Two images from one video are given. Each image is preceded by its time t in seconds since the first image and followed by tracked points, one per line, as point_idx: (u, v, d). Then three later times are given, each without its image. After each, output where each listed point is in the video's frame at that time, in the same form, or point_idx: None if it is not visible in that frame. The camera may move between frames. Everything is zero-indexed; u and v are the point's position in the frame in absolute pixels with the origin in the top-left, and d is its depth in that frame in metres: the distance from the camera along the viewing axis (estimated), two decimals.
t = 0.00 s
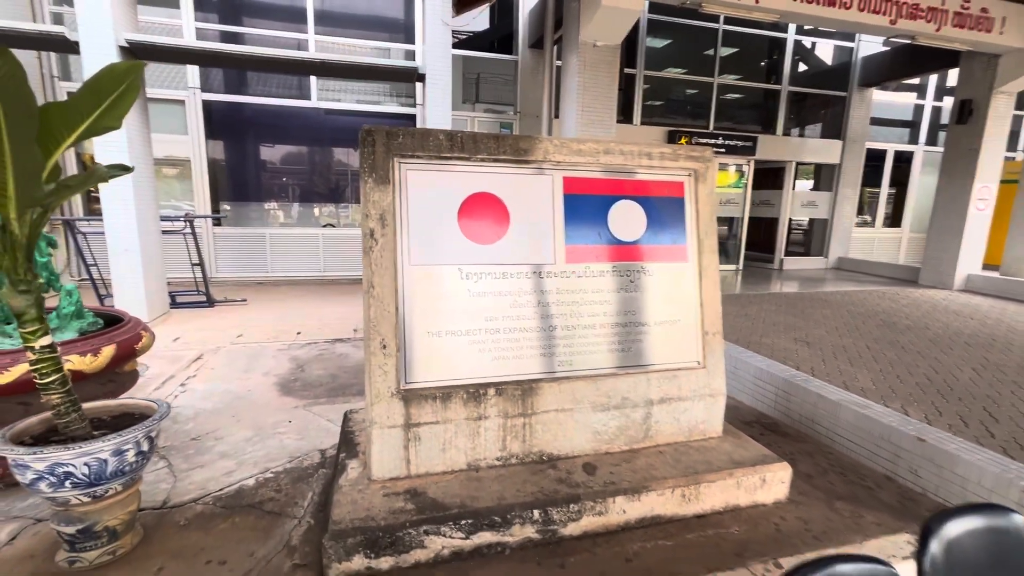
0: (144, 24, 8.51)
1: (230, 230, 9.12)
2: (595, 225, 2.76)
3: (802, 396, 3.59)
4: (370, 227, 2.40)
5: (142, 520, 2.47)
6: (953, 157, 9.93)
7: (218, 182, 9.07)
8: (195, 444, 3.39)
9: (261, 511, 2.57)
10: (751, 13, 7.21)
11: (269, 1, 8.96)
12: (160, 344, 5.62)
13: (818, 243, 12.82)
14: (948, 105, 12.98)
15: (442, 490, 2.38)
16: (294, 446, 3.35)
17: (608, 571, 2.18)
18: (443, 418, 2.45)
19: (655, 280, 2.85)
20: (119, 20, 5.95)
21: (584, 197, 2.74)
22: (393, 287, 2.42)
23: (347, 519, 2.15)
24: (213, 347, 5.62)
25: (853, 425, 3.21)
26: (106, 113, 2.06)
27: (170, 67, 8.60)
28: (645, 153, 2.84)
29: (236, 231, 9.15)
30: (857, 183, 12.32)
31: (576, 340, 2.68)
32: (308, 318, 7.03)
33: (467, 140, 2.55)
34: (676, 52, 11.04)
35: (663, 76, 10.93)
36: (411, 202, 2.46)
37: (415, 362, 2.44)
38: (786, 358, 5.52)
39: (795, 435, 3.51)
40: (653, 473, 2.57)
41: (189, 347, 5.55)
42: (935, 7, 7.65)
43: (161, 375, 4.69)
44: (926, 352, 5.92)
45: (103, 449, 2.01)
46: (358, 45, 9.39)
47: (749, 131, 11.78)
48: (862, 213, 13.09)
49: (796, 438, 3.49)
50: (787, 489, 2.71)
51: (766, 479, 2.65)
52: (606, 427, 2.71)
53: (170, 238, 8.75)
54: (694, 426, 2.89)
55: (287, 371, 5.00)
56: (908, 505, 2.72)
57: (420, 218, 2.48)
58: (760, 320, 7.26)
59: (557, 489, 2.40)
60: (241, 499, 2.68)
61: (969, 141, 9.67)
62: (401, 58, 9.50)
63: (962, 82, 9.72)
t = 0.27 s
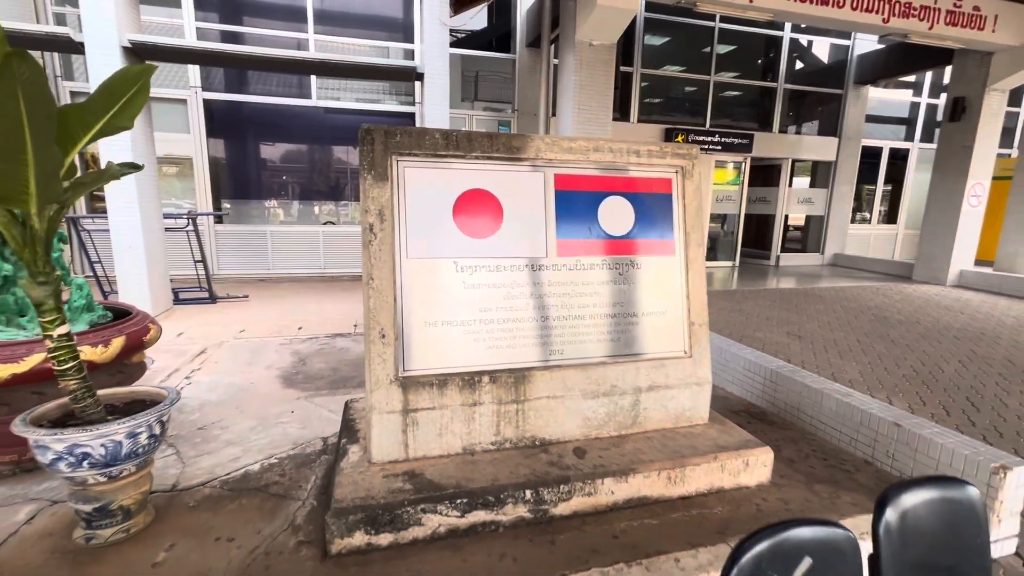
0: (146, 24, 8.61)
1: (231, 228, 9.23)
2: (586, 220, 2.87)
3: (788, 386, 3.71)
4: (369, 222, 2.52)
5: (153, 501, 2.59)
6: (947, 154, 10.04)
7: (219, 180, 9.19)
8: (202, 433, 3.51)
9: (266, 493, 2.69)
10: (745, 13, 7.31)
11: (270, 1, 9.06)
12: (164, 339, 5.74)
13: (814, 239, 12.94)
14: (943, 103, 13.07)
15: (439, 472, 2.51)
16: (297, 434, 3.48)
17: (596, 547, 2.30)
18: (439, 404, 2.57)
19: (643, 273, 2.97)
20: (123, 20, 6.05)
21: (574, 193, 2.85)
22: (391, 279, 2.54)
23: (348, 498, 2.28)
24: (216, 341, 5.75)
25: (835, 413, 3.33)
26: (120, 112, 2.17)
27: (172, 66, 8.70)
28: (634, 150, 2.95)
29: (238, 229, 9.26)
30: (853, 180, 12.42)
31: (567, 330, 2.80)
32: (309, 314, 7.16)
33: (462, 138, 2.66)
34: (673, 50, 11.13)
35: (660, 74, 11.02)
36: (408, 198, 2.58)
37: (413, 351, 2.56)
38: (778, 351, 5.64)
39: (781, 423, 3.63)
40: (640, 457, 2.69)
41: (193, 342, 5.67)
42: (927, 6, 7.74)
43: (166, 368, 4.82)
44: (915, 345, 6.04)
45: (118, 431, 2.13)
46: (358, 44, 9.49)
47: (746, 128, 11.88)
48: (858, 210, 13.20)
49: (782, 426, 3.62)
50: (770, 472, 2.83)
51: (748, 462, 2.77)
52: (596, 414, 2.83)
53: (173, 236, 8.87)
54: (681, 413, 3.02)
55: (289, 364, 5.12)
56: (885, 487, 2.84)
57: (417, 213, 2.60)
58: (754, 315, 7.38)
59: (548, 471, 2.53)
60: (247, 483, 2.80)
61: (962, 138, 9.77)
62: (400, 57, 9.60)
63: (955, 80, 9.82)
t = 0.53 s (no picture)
0: (157, 25, 8.77)
1: (241, 226, 9.39)
2: (585, 213, 2.97)
3: (785, 377, 3.79)
4: (376, 215, 2.63)
5: (172, 483, 2.72)
6: (952, 150, 10.02)
7: (229, 178, 9.34)
8: (216, 421, 3.64)
9: (279, 477, 2.81)
10: (748, 10, 7.35)
11: (278, 2, 9.20)
12: (177, 333, 5.89)
13: (820, 236, 12.94)
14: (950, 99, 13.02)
15: (443, 455, 2.61)
16: (307, 422, 3.60)
17: (593, 526, 2.40)
18: (444, 390, 2.68)
19: (641, 265, 3.06)
20: (136, 22, 6.19)
21: (574, 188, 2.94)
22: (398, 271, 2.65)
23: (357, 478, 2.39)
24: (227, 336, 5.89)
25: (831, 402, 3.41)
26: (141, 111, 2.29)
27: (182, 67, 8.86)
28: (632, 146, 3.04)
29: (247, 226, 9.41)
30: (858, 176, 12.41)
31: (567, 321, 2.90)
32: (317, 309, 7.29)
33: (465, 135, 2.76)
34: (678, 47, 11.17)
35: (664, 71, 11.06)
36: (414, 192, 2.69)
37: (419, 339, 2.66)
38: (778, 346, 5.71)
39: (779, 414, 3.71)
40: (638, 442, 2.78)
41: (205, 336, 5.82)
42: (931, 2, 7.75)
43: (180, 361, 4.96)
44: (917, 339, 6.09)
45: (140, 413, 2.26)
46: (364, 44, 9.62)
47: (750, 125, 11.90)
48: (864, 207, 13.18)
49: (779, 416, 3.70)
50: (764, 459, 2.91)
51: (743, 449, 2.86)
52: (596, 401, 2.93)
53: (184, 234, 9.04)
54: (678, 402, 3.11)
55: (299, 357, 5.25)
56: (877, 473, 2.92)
57: (422, 207, 2.70)
58: (757, 310, 7.44)
59: (549, 455, 2.63)
60: (260, 467, 2.92)
61: (968, 134, 9.75)
62: (406, 56, 9.72)
63: (961, 75, 9.80)
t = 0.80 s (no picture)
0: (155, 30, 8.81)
1: (238, 229, 9.43)
2: (579, 218, 3.03)
3: (776, 379, 3.87)
4: (375, 220, 2.69)
5: (172, 482, 2.76)
6: (943, 155, 10.16)
7: (227, 182, 9.39)
8: (214, 422, 3.68)
9: (278, 476, 2.86)
10: (741, 17, 7.46)
11: (276, 6, 9.26)
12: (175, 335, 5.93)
13: (813, 239, 13.06)
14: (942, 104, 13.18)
15: (440, 454, 2.67)
16: (305, 423, 3.65)
17: (586, 524, 2.46)
18: (440, 391, 2.73)
19: (634, 269, 3.12)
20: (136, 27, 6.24)
21: (568, 193, 3.01)
22: (395, 274, 2.71)
23: (355, 477, 2.44)
24: (225, 338, 5.93)
25: (820, 403, 3.48)
26: (144, 118, 2.34)
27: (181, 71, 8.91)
28: (624, 152, 3.11)
29: (244, 229, 9.46)
30: (851, 180, 12.55)
31: (562, 323, 2.96)
32: (315, 312, 7.34)
33: (461, 142, 2.83)
34: (672, 52, 11.28)
35: (659, 76, 11.16)
36: (411, 197, 2.75)
37: (415, 341, 2.72)
38: (771, 348, 5.79)
39: (770, 415, 3.78)
40: (630, 442, 2.84)
41: (203, 338, 5.85)
42: (921, 9, 7.88)
43: (178, 363, 5.00)
44: (907, 342, 6.18)
45: (142, 413, 2.30)
46: (362, 49, 9.68)
47: (745, 130, 12.02)
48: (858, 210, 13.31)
49: (770, 416, 3.77)
50: (754, 458, 2.98)
51: (733, 448, 2.92)
52: (589, 402, 2.99)
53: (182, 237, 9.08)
54: (670, 402, 3.17)
55: (296, 359, 5.30)
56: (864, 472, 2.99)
57: (420, 212, 2.76)
58: (750, 313, 7.53)
59: (543, 454, 2.69)
60: (259, 467, 2.97)
61: (958, 139, 9.89)
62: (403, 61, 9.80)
63: (951, 81, 9.94)
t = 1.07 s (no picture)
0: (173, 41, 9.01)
1: (251, 235, 9.56)
2: (590, 226, 3.07)
3: (787, 386, 3.86)
4: (390, 228, 2.75)
5: (191, 484, 2.82)
6: (956, 161, 10.08)
7: (241, 189, 9.54)
8: (230, 426, 3.75)
9: (293, 479, 2.91)
10: (751, 25, 7.49)
11: (290, 17, 9.43)
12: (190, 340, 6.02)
13: (825, 246, 12.98)
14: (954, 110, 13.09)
15: (453, 459, 2.70)
16: (319, 427, 3.70)
17: (597, 529, 2.48)
18: (453, 396, 2.77)
19: (644, 276, 3.15)
20: (156, 39, 6.39)
21: (579, 202, 3.05)
22: (410, 281, 2.76)
23: (369, 480, 2.48)
24: (239, 343, 6.01)
25: (831, 411, 3.47)
26: (171, 130, 2.41)
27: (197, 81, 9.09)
28: (635, 161, 3.15)
29: (257, 236, 9.59)
30: (862, 187, 12.48)
31: (573, 329, 2.99)
32: (327, 318, 7.42)
33: (474, 151, 2.88)
34: (682, 60, 11.32)
35: (669, 83, 11.20)
36: (425, 206, 2.80)
37: (429, 347, 2.77)
38: (782, 355, 5.77)
39: (781, 422, 3.77)
40: (641, 448, 2.86)
41: (218, 343, 5.95)
42: (932, 16, 7.86)
43: (194, 367, 5.08)
44: (920, 349, 6.13)
45: (165, 416, 2.37)
46: (374, 58, 9.83)
47: (755, 136, 12.01)
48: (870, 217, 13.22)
49: (781, 424, 3.76)
50: (765, 465, 2.98)
51: (744, 455, 2.93)
52: (600, 408, 3.02)
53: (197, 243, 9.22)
54: (681, 409, 3.19)
55: (309, 365, 5.36)
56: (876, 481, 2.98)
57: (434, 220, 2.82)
58: (761, 320, 7.50)
59: (554, 460, 2.71)
60: (275, 470, 3.02)
61: (971, 145, 9.82)
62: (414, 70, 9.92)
63: (963, 88, 9.88)
